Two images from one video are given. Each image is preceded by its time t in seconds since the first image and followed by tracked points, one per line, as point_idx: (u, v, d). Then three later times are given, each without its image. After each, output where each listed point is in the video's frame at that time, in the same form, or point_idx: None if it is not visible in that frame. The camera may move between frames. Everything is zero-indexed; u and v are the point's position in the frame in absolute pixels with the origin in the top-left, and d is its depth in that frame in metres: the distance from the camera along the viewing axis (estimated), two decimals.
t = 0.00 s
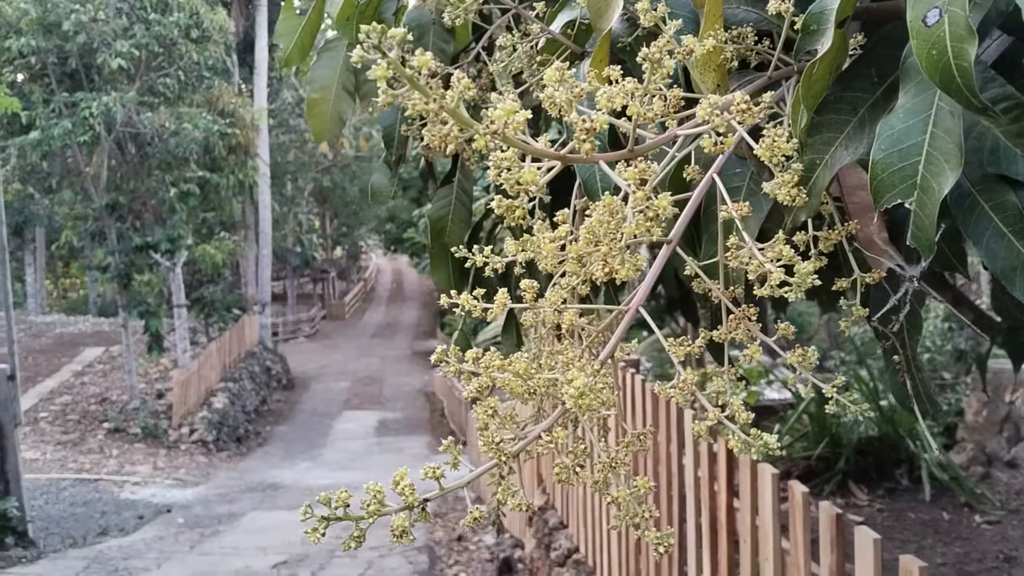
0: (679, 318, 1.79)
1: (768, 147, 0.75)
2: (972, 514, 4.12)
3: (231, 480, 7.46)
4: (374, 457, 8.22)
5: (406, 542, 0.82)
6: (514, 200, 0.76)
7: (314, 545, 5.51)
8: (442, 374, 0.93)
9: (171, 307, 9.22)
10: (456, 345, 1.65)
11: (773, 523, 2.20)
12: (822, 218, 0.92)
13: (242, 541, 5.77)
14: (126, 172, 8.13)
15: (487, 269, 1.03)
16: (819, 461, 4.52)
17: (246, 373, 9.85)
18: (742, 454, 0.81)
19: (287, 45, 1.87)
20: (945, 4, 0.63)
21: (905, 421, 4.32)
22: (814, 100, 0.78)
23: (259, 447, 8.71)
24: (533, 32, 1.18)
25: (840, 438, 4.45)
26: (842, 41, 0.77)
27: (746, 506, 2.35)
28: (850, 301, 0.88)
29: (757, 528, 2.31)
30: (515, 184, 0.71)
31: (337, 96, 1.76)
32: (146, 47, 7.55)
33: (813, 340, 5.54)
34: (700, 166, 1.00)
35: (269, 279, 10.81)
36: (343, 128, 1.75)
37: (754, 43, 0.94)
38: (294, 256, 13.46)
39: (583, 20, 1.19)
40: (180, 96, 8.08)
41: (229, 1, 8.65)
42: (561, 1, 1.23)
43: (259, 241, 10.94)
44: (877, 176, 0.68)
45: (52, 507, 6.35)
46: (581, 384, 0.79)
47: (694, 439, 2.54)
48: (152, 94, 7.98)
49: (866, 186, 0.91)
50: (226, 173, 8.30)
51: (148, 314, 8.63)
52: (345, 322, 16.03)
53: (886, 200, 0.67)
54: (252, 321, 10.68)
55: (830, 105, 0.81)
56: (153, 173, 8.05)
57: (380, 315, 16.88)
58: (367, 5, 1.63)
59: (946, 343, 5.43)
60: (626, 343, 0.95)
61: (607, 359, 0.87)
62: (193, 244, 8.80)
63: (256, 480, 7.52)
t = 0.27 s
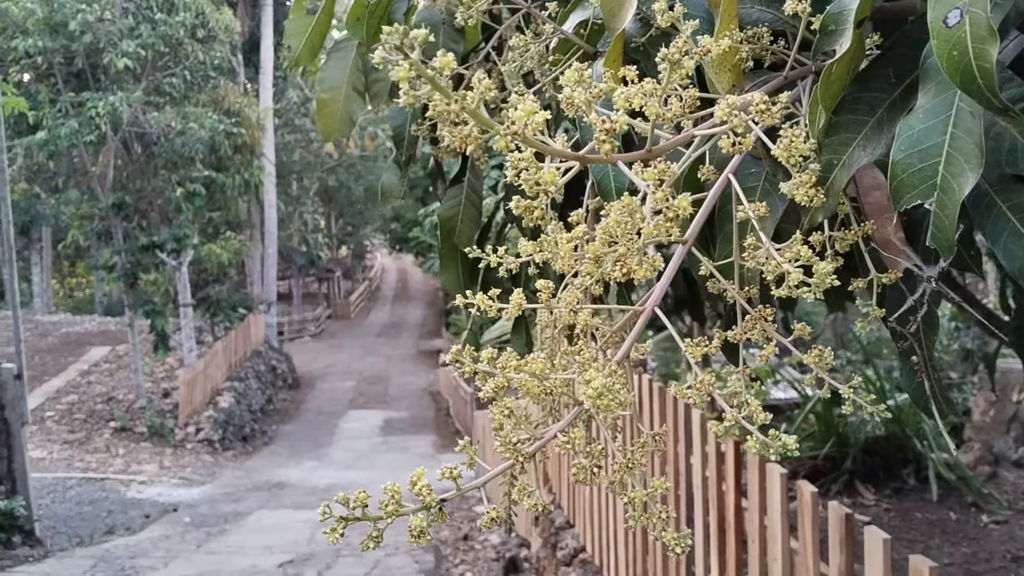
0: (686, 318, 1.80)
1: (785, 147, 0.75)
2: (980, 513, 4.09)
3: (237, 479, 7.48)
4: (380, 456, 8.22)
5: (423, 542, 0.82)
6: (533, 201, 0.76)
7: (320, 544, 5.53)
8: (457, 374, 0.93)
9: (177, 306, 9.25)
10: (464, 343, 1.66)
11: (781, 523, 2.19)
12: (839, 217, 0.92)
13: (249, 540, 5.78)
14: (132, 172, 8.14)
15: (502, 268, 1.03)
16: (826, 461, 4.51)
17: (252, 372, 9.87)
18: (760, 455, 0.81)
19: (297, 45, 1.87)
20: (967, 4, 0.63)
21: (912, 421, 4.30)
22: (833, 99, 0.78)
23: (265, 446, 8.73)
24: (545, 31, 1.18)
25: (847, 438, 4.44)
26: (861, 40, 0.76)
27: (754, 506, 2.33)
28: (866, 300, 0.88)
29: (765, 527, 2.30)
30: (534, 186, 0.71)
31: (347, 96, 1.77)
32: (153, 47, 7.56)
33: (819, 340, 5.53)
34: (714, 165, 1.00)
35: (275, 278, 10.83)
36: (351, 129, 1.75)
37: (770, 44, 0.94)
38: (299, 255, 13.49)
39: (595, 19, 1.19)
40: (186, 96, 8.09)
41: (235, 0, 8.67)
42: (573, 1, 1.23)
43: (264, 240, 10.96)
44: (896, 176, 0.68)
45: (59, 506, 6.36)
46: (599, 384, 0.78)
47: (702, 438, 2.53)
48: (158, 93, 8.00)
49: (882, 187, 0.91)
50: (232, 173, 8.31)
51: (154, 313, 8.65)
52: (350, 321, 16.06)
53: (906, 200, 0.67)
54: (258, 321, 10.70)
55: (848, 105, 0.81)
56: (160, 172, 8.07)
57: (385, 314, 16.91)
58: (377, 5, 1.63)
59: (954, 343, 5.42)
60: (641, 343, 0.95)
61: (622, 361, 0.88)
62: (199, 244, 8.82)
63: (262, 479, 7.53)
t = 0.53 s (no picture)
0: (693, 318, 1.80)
1: (802, 147, 0.75)
2: (987, 513, 4.06)
3: (242, 478, 7.48)
4: (385, 456, 8.23)
5: (439, 540, 0.82)
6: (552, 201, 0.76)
7: (326, 543, 5.54)
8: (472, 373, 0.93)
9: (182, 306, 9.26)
10: (473, 342, 1.66)
11: (790, 523, 2.18)
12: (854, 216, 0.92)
13: (254, 539, 5.79)
14: (138, 171, 8.16)
15: (515, 267, 1.03)
16: (833, 460, 4.50)
17: (257, 371, 9.88)
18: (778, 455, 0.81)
19: (307, 45, 1.88)
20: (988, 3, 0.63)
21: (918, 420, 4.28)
22: (850, 99, 0.78)
23: (270, 446, 8.74)
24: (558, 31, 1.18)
25: (853, 437, 4.42)
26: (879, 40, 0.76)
27: (762, 506, 2.32)
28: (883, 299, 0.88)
29: (773, 527, 2.29)
30: (553, 184, 0.71)
31: (356, 95, 1.77)
32: (158, 47, 7.58)
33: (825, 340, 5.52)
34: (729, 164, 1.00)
35: (280, 277, 10.84)
36: (361, 129, 1.75)
37: (785, 43, 0.94)
38: (304, 255, 13.50)
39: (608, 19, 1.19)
40: (192, 95, 8.10)
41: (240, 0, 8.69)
42: None
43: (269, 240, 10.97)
44: (917, 175, 0.68)
45: (65, 505, 6.38)
46: (616, 383, 0.78)
47: (710, 438, 2.51)
48: (163, 93, 8.02)
49: (899, 186, 0.91)
50: (237, 172, 8.32)
51: (160, 312, 8.66)
52: (355, 321, 16.07)
53: (927, 199, 0.67)
54: (263, 320, 10.71)
55: (866, 104, 0.81)
56: (165, 172, 8.08)
57: (390, 313, 16.92)
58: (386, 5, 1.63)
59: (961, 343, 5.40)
60: (657, 342, 0.95)
61: (638, 360, 0.88)
62: (204, 243, 8.84)
63: (267, 478, 7.54)
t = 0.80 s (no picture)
0: (701, 316, 1.80)
1: (822, 144, 0.75)
2: (994, 513, 4.04)
3: (248, 478, 7.49)
4: (390, 455, 8.24)
5: (457, 536, 0.82)
6: (570, 199, 0.77)
7: (332, 542, 5.55)
8: (488, 371, 0.94)
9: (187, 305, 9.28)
10: (483, 340, 1.67)
11: (798, 522, 2.17)
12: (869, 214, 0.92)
13: (260, 538, 5.79)
14: (143, 171, 8.17)
15: (529, 266, 1.03)
16: (839, 459, 4.49)
17: (262, 370, 9.90)
18: (797, 452, 0.81)
19: (316, 44, 1.88)
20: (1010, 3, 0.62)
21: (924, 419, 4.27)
22: (867, 98, 0.78)
23: (275, 445, 8.75)
24: (571, 30, 1.18)
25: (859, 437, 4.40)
26: (896, 39, 0.76)
27: (770, 505, 2.31)
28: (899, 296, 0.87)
29: (781, 526, 2.27)
30: (572, 183, 0.71)
31: (365, 95, 1.78)
32: (163, 46, 7.58)
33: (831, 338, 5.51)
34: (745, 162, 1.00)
35: (285, 276, 10.86)
36: (371, 128, 1.76)
37: (800, 41, 0.94)
38: (309, 254, 13.51)
39: (622, 17, 1.19)
40: (197, 95, 8.11)
41: None
42: None
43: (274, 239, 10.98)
44: (936, 174, 0.68)
45: (71, 504, 6.39)
46: (633, 381, 0.77)
47: (718, 436, 2.50)
48: (169, 92, 8.04)
49: (915, 185, 0.91)
50: (242, 172, 8.32)
51: (165, 311, 8.67)
52: (359, 320, 16.09)
53: (948, 198, 0.66)
54: (268, 320, 10.73)
55: (883, 102, 0.82)
56: (171, 171, 8.10)
57: (394, 313, 16.94)
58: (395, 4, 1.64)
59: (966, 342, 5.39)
60: (671, 340, 0.95)
61: (655, 357, 0.87)
62: (209, 242, 8.85)
63: (273, 477, 7.55)
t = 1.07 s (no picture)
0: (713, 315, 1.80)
1: (842, 143, 0.75)
2: (1001, 513, 4.02)
3: (253, 477, 7.50)
4: (395, 454, 8.24)
5: (477, 534, 0.82)
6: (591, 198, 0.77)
7: (338, 541, 5.56)
8: (506, 369, 0.94)
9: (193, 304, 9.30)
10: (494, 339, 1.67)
11: (807, 521, 2.14)
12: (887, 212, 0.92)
13: (266, 537, 5.80)
14: (149, 170, 8.19)
15: (547, 264, 1.03)
16: (845, 459, 4.48)
17: (268, 370, 9.92)
18: (817, 451, 0.81)
19: (327, 44, 1.89)
20: None
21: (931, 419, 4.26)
22: (888, 97, 0.78)
23: (281, 444, 8.77)
24: (586, 29, 1.19)
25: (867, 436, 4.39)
26: (917, 38, 0.77)
27: (778, 504, 2.29)
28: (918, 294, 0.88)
29: (790, 525, 2.25)
30: (596, 182, 0.71)
31: (376, 94, 1.78)
32: (169, 46, 7.60)
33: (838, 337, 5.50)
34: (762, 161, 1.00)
35: (290, 276, 10.88)
36: (381, 127, 1.75)
37: (817, 40, 0.95)
38: (314, 253, 13.53)
39: (636, 17, 1.19)
40: (203, 94, 8.13)
41: None
42: None
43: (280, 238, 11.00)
44: (958, 173, 0.68)
45: (78, 502, 6.41)
46: (654, 379, 0.78)
47: (724, 434, 2.48)
48: (175, 92, 8.05)
49: (932, 184, 0.91)
50: (248, 172, 8.33)
51: (171, 311, 8.69)
52: (364, 320, 16.11)
53: (969, 197, 0.67)
54: (273, 319, 10.75)
55: (903, 101, 0.82)
56: (177, 171, 8.11)
57: (400, 313, 16.95)
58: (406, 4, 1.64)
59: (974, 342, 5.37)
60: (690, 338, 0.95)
61: (674, 355, 0.88)
62: (215, 242, 8.87)
63: (278, 476, 7.57)
